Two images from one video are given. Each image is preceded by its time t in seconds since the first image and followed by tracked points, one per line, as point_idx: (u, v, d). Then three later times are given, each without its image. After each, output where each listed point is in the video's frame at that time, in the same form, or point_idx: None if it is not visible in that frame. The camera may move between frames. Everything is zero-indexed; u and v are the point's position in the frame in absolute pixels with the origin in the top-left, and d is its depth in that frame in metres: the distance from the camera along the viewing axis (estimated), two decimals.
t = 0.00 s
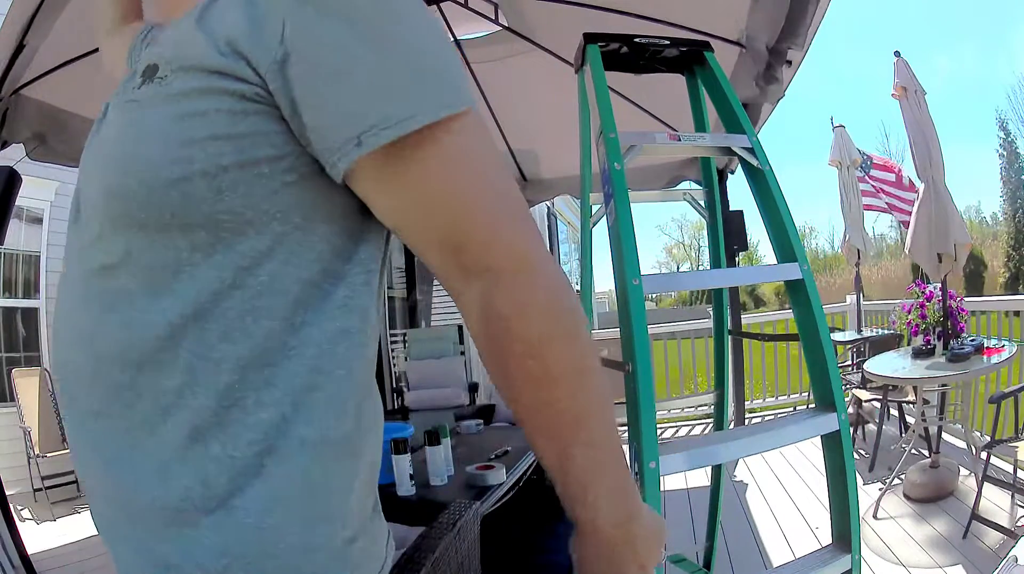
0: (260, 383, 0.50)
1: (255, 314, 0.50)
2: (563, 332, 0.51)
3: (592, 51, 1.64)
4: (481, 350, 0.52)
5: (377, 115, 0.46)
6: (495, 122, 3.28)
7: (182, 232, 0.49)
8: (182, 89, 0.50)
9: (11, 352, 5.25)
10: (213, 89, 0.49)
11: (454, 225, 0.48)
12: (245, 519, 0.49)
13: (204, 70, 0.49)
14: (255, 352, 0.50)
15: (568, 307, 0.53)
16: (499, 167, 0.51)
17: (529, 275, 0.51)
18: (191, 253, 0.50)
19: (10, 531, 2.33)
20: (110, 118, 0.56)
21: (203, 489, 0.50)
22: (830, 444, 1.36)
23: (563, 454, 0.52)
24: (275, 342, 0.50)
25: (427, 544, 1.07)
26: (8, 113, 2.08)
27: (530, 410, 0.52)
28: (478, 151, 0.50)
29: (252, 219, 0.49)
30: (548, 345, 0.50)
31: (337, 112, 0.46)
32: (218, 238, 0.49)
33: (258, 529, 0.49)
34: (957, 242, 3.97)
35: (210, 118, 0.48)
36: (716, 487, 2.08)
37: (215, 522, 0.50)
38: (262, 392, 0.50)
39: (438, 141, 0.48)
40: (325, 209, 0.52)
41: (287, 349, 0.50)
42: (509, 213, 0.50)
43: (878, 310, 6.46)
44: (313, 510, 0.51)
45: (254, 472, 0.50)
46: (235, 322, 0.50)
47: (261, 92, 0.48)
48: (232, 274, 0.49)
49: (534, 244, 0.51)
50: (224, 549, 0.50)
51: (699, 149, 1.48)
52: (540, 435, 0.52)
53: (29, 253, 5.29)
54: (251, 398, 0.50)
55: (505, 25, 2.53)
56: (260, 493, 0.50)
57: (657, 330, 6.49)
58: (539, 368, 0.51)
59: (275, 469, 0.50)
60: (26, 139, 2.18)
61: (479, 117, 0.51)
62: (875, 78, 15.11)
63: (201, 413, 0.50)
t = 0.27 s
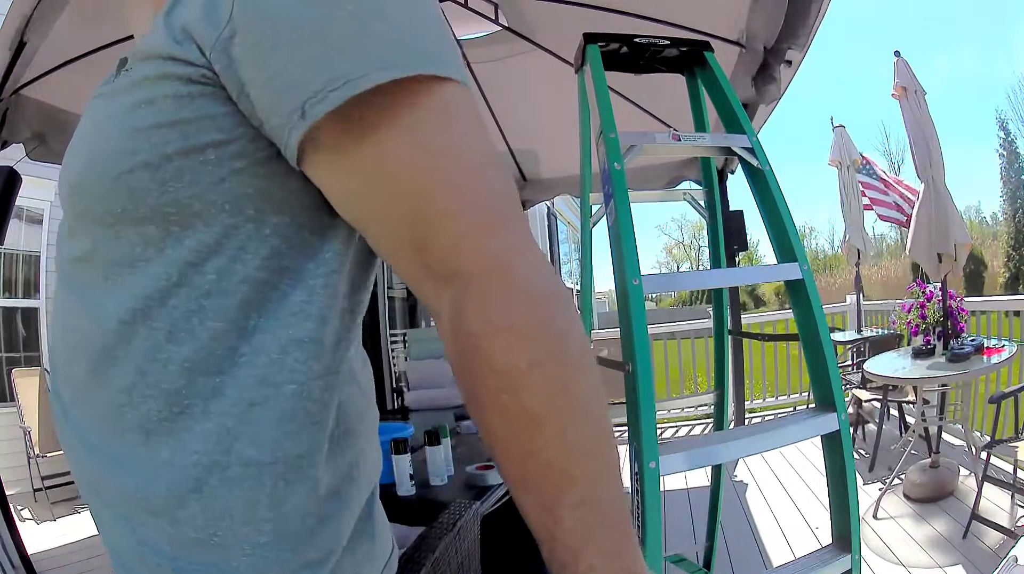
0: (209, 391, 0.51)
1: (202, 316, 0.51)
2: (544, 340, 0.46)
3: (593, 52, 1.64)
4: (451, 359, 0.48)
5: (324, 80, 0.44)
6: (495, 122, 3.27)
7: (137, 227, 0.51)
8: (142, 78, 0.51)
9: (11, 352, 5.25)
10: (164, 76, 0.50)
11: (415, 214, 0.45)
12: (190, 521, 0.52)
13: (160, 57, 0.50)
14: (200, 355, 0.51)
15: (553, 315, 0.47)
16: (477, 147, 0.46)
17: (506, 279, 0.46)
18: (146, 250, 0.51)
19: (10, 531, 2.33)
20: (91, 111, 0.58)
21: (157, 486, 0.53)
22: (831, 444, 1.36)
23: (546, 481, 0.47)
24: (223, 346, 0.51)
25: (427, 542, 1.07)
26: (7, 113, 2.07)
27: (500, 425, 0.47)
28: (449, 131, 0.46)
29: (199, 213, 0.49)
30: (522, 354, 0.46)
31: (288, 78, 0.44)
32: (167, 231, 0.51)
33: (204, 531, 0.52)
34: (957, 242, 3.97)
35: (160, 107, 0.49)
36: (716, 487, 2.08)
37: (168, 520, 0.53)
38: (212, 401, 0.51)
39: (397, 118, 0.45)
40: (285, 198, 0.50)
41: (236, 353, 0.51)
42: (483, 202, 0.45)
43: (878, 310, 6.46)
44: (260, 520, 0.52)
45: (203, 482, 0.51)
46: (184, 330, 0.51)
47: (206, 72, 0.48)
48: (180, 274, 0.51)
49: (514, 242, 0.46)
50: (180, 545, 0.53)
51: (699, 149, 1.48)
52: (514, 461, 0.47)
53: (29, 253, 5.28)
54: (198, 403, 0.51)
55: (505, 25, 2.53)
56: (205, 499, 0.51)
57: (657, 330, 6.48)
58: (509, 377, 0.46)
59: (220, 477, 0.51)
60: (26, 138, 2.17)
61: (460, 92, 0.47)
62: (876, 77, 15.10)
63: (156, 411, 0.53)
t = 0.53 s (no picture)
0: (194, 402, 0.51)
1: (185, 313, 0.51)
2: (523, 346, 0.45)
3: (592, 52, 1.64)
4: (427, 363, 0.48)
5: (301, 63, 0.44)
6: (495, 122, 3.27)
7: (123, 220, 0.53)
8: (135, 69, 0.54)
9: (11, 352, 5.25)
10: (155, 65, 0.52)
11: (392, 212, 0.44)
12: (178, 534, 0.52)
13: (154, 48, 0.53)
14: (182, 356, 0.51)
15: (536, 320, 0.46)
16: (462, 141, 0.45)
17: (486, 282, 0.45)
18: (132, 244, 0.53)
19: (10, 531, 2.33)
20: (88, 101, 0.60)
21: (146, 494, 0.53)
22: (831, 444, 1.36)
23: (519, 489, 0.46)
24: (206, 347, 0.51)
25: (427, 542, 1.08)
26: (8, 114, 2.07)
27: (473, 427, 0.46)
28: (432, 125, 0.45)
29: (183, 205, 0.51)
30: (499, 360, 0.45)
31: (266, 63, 0.45)
32: (153, 224, 0.52)
33: (193, 544, 0.52)
34: (957, 242, 3.96)
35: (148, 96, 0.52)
36: (716, 487, 2.08)
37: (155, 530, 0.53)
38: (197, 411, 0.51)
39: (377, 111, 0.44)
40: (273, 189, 0.51)
41: (220, 358, 0.51)
42: (462, 199, 0.44)
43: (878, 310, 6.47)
44: (246, 535, 0.51)
45: (191, 494, 0.51)
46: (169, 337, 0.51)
47: (193, 62, 0.50)
48: (164, 273, 0.51)
49: (494, 241, 0.45)
50: (167, 553, 0.53)
51: (699, 149, 1.48)
52: (488, 467, 0.46)
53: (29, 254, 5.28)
54: (182, 413, 0.51)
55: (505, 25, 2.52)
56: (191, 510, 0.51)
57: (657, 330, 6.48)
58: (485, 383, 0.45)
59: (207, 491, 0.51)
60: (26, 139, 2.17)
61: (447, 83, 0.46)
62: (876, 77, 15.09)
63: (141, 420, 0.53)
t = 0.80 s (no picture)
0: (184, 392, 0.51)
1: (175, 298, 0.51)
2: (492, 334, 0.44)
3: (592, 52, 1.63)
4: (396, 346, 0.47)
5: (276, 28, 0.44)
6: (495, 121, 3.27)
7: (117, 205, 0.54)
8: (130, 52, 0.54)
9: (11, 352, 5.24)
10: (148, 46, 0.52)
11: (361, 184, 0.44)
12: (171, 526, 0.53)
13: (147, 30, 0.53)
14: (172, 343, 0.51)
15: (508, 310, 0.45)
16: (436, 117, 0.44)
17: (452, 263, 0.44)
18: (125, 230, 0.54)
19: (11, 530, 2.34)
20: (87, 89, 0.62)
21: (142, 484, 0.54)
22: (831, 444, 1.36)
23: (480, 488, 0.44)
24: (198, 333, 0.51)
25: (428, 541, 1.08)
26: (7, 113, 2.07)
27: (434, 423, 0.45)
28: (406, 98, 0.44)
29: (173, 184, 0.51)
30: (464, 346, 0.44)
31: (246, 37, 0.45)
32: (145, 207, 0.52)
33: (185, 537, 0.52)
34: (957, 242, 3.96)
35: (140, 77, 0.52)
36: (716, 487, 2.08)
37: (151, 520, 0.54)
38: (187, 402, 0.51)
39: (352, 81, 0.44)
40: (262, 167, 0.50)
41: (210, 345, 0.51)
42: (430, 176, 0.43)
43: (878, 310, 6.47)
44: (239, 528, 0.51)
45: (183, 486, 0.52)
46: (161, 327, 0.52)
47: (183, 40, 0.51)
48: (157, 258, 0.52)
49: (465, 222, 0.44)
50: (162, 552, 0.54)
51: (700, 149, 1.48)
52: (446, 466, 0.45)
53: (29, 254, 5.27)
54: (172, 404, 0.52)
55: (505, 25, 2.53)
56: (183, 501, 0.52)
57: (657, 330, 6.48)
58: (451, 370, 0.44)
59: (198, 483, 0.51)
60: (26, 139, 2.16)
61: (430, 58, 0.46)
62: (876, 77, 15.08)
63: (135, 411, 0.53)
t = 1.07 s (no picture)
0: (184, 396, 0.51)
1: (176, 300, 0.51)
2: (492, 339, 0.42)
3: (592, 52, 1.63)
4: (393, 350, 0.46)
5: (273, 34, 0.43)
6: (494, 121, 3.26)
7: (117, 205, 0.54)
8: (130, 51, 0.54)
9: (11, 352, 5.24)
10: (149, 44, 0.52)
11: (359, 182, 0.43)
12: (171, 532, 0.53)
13: (148, 28, 0.53)
14: (172, 345, 0.51)
15: (509, 316, 0.43)
16: (436, 116, 0.43)
17: (450, 265, 0.42)
18: (125, 230, 0.54)
19: (11, 530, 2.34)
20: (86, 88, 0.61)
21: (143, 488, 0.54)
22: (831, 444, 1.36)
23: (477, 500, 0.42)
24: (199, 334, 0.50)
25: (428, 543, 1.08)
26: (7, 114, 2.07)
27: (430, 432, 0.43)
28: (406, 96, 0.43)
29: (173, 183, 0.51)
30: (463, 351, 0.42)
31: (244, 39, 0.45)
32: (145, 207, 0.52)
33: (188, 542, 0.52)
34: (957, 242, 3.95)
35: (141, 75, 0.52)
36: (716, 488, 2.08)
37: (153, 524, 0.54)
38: (186, 406, 0.51)
39: (351, 76, 0.43)
40: (264, 166, 0.50)
41: (211, 347, 0.50)
42: (428, 174, 0.42)
43: (879, 310, 6.47)
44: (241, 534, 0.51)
45: (186, 490, 0.52)
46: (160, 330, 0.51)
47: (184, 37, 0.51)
48: (158, 259, 0.52)
49: (464, 224, 0.43)
50: (162, 556, 0.54)
51: (699, 149, 1.48)
52: (441, 475, 0.43)
53: (29, 254, 5.27)
54: (172, 408, 0.51)
55: (505, 25, 2.54)
56: (185, 505, 0.52)
57: (657, 330, 6.48)
58: (448, 376, 0.43)
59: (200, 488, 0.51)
60: (26, 139, 2.16)
61: (432, 55, 0.45)
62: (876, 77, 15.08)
63: (135, 414, 0.53)
